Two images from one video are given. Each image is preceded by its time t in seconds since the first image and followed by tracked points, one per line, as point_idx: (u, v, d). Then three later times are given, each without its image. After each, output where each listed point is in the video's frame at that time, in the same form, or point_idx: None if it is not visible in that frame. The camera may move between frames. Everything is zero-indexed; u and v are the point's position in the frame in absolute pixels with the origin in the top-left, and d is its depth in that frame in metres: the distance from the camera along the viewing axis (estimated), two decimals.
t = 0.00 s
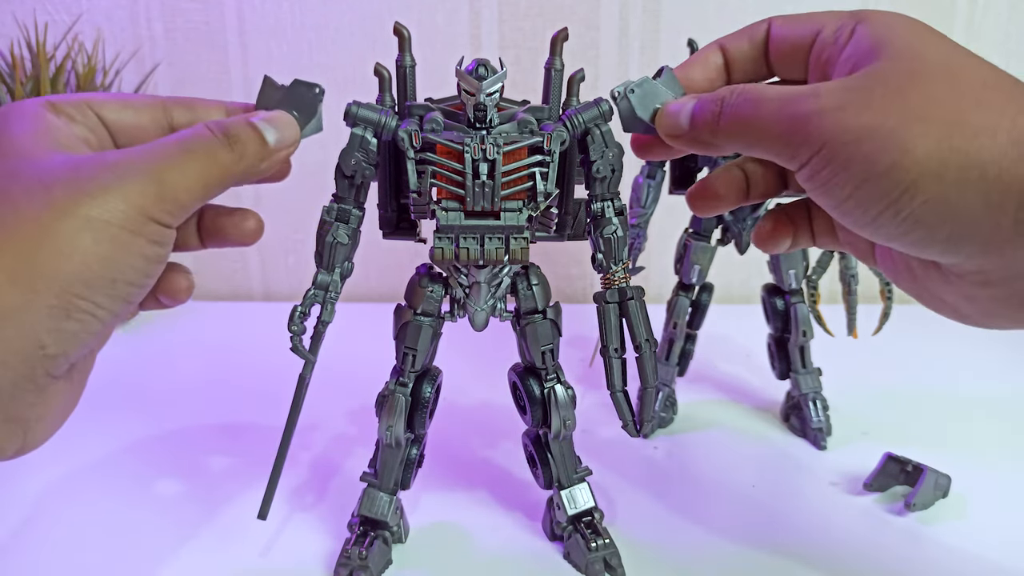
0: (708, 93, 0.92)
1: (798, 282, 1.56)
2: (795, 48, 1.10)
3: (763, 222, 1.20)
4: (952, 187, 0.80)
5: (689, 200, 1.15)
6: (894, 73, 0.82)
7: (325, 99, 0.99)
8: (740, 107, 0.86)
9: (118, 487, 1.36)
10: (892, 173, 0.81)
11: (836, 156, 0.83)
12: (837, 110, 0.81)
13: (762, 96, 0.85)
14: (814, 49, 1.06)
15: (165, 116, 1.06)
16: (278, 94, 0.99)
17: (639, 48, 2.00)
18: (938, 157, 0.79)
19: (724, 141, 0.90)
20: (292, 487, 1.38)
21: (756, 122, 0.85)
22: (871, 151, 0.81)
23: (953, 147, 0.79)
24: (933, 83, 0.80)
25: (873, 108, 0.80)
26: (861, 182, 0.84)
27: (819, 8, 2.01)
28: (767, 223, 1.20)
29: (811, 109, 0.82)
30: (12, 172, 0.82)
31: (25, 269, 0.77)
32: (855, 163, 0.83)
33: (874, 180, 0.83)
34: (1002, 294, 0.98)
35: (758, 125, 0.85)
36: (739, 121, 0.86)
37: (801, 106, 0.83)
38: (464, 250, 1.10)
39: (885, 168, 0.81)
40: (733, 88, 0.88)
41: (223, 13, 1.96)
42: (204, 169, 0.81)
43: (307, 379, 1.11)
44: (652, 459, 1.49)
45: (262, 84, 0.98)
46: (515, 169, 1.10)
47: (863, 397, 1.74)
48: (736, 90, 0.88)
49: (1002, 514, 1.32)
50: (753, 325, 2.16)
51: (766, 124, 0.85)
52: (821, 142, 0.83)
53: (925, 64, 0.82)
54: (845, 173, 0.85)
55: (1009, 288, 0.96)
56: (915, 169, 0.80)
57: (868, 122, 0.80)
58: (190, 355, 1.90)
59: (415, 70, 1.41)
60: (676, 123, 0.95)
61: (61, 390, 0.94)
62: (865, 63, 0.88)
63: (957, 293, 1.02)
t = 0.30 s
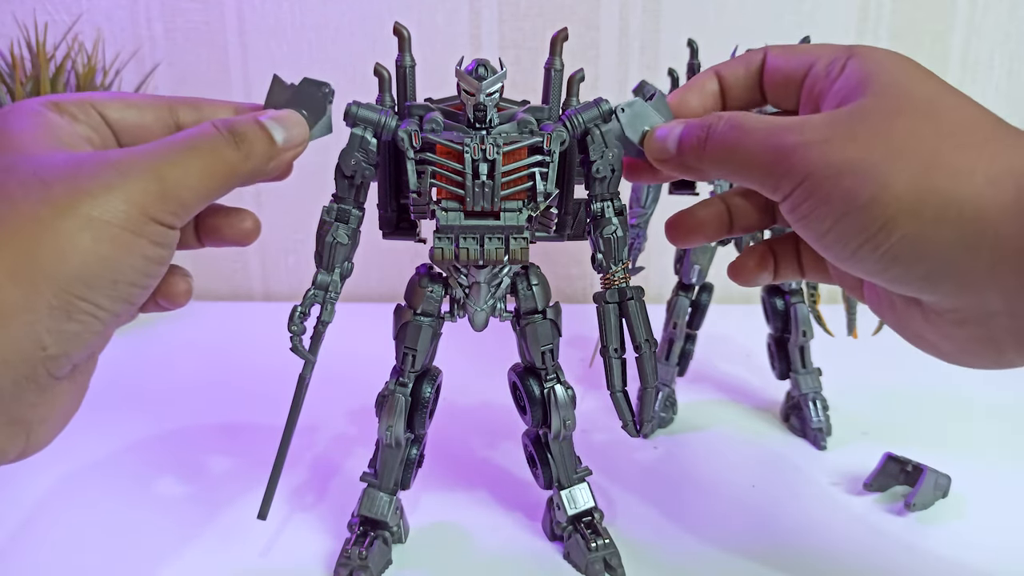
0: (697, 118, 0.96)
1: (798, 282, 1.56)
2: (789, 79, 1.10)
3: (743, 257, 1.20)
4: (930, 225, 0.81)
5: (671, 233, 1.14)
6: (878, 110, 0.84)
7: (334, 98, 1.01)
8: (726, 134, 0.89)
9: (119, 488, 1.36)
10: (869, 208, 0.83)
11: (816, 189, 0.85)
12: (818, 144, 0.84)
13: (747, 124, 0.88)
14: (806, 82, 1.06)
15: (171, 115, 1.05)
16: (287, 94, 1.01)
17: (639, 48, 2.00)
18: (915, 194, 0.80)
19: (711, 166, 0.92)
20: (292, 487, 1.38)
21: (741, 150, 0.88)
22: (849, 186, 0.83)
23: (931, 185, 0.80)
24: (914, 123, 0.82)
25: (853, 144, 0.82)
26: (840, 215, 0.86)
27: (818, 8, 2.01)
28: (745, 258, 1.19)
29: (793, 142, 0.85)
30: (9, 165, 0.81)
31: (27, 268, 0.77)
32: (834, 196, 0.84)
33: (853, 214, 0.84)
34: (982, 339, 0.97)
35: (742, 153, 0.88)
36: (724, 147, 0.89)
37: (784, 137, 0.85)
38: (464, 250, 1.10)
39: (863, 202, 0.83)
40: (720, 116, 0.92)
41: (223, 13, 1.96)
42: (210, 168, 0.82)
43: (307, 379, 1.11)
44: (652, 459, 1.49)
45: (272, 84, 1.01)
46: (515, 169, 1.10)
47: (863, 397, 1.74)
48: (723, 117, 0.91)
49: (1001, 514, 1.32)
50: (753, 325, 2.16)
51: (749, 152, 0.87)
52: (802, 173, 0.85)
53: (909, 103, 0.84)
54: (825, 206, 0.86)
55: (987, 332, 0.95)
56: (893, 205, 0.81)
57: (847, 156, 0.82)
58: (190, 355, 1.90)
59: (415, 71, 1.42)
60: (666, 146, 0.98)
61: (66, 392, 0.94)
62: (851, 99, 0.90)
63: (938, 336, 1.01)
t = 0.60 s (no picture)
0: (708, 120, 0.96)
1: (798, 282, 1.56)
2: (794, 79, 1.09)
3: (748, 260, 1.19)
4: (939, 228, 0.81)
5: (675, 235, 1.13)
6: (886, 112, 0.84)
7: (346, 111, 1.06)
8: (735, 137, 0.89)
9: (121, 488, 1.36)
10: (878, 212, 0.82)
11: (825, 193, 0.85)
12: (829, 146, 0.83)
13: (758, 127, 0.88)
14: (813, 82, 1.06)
15: (185, 121, 1.06)
16: (302, 104, 1.05)
17: (639, 48, 2.00)
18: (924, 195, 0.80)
19: (720, 168, 0.92)
20: (292, 487, 1.38)
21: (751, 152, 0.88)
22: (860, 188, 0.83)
23: (941, 187, 0.80)
24: (923, 124, 0.82)
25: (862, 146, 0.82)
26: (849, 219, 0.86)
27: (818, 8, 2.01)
28: (750, 261, 1.19)
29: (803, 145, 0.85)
30: (19, 176, 0.81)
31: (33, 278, 0.76)
32: (843, 199, 0.84)
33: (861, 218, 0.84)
34: (992, 340, 0.97)
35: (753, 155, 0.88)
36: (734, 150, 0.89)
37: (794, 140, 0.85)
38: (464, 250, 1.10)
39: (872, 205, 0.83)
40: (730, 118, 0.91)
41: (222, 13, 1.96)
42: (223, 178, 0.83)
43: (307, 379, 1.11)
44: (652, 459, 1.49)
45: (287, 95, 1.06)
46: (515, 169, 1.10)
47: (862, 397, 1.74)
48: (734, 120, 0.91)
49: (1001, 514, 1.32)
50: (752, 325, 2.16)
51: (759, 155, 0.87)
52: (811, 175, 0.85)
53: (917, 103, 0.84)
54: (833, 210, 0.86)
55: (996, 332, 0.95)
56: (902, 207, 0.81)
57: (857, 160, 0.82)
58: (189, 356, 1.90)
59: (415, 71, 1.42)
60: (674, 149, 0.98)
61: (69, 401, 0.95)
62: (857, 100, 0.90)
63: (949, 337, 1.02)
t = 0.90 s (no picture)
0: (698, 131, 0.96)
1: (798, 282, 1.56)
2: (785, 85, 1.10)
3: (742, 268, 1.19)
4: (929, 240, 0.81)
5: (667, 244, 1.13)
6: (876, 122, 0.84)
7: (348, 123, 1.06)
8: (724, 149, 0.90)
9: (122, 488, 1.36)
10: (868, 224, 0.83)
11: (815, 204, 0.85)
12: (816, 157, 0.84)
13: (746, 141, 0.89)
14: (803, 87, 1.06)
15: (187, 128, 1.06)
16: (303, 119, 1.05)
17: (639, 48, 2.00)
18: (914, 207, 0.81)
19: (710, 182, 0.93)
20: (292, 487, 1.38)
21: (741, 165, 0.88)
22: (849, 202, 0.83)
23: (931, 199, 0.80)
24: (913, 134, 0.82)
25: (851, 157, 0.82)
26: (839, 231, 0.86)
27: (818, 8, 2.01)
28: (744, 269, 1.19)
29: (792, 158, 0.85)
30: (25, 187, 0.81)
31: (43, 293, 0.76)
32: (831, 212, 0.85)
33: (852, 229, 0.84)
34: (985, 349, 0.97)
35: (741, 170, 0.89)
36: (721, 164, 0.90)
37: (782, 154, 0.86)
38: (464, 250, 1.10)
39: (862, 217, 0.83)
40: (719, 129, 0.92)
41: (223, 13, 1.96)
42: (232, 192, 0.84)
43: (307, 379, 1.11)
44: (652, 459, 1.49)
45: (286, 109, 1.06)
46: (515, 169, 1.10)
47: (862, 397, 1.74)
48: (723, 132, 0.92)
49: (1001, 514, 1.32)
50: (752, 325, 2.16)
51: (747, 167, 0.88)
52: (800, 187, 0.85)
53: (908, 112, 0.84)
54: (823, 222, 0.86)
55: (988, 340, 0.95)
56: (891, 218, 0.81)
57: (845, 171, 0.82)
58: (190, 356, 1.90)
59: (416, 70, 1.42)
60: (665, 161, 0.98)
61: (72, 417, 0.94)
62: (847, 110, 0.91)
63: (942, 346, 1.01)
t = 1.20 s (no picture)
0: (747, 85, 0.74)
1: (798, 282, 1.56)
2: (829, 46, 0.89)
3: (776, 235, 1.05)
4: (1001, 215, 0.67)
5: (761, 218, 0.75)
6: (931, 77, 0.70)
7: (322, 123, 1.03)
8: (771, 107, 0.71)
9: (122, 487, 1.36)
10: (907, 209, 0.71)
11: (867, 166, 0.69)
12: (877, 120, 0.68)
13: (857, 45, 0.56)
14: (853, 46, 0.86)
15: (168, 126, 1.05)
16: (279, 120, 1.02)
17: (639, 48, 2.00)
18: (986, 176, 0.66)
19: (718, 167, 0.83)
20: (292, 487, 1.38)
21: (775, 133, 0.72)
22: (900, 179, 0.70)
23: (1002, 168, 0.65)
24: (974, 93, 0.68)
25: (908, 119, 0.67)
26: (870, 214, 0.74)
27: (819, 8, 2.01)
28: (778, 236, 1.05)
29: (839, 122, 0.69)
30: None
31: None
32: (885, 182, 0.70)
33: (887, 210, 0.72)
34: None
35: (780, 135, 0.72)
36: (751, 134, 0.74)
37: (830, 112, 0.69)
38: (464, 250, 1.10)
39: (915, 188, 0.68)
40: (759, 86, 0.72)
41: (223, 13, 1.96)
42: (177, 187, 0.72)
43: (307, 379, 1.11)
44: (652, 459, 1.49)
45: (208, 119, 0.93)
46: (515, 169, 1.10)
47: (862, 397, 1.74)
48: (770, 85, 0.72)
49: (1001, 514, 1.32)
50: (752, 325, 2.16)
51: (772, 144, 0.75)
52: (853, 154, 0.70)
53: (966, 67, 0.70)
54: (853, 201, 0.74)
55: None
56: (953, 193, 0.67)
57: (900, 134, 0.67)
58: (190, 356, 1.90)
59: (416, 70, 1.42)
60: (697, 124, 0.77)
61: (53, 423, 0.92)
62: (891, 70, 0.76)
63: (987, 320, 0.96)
